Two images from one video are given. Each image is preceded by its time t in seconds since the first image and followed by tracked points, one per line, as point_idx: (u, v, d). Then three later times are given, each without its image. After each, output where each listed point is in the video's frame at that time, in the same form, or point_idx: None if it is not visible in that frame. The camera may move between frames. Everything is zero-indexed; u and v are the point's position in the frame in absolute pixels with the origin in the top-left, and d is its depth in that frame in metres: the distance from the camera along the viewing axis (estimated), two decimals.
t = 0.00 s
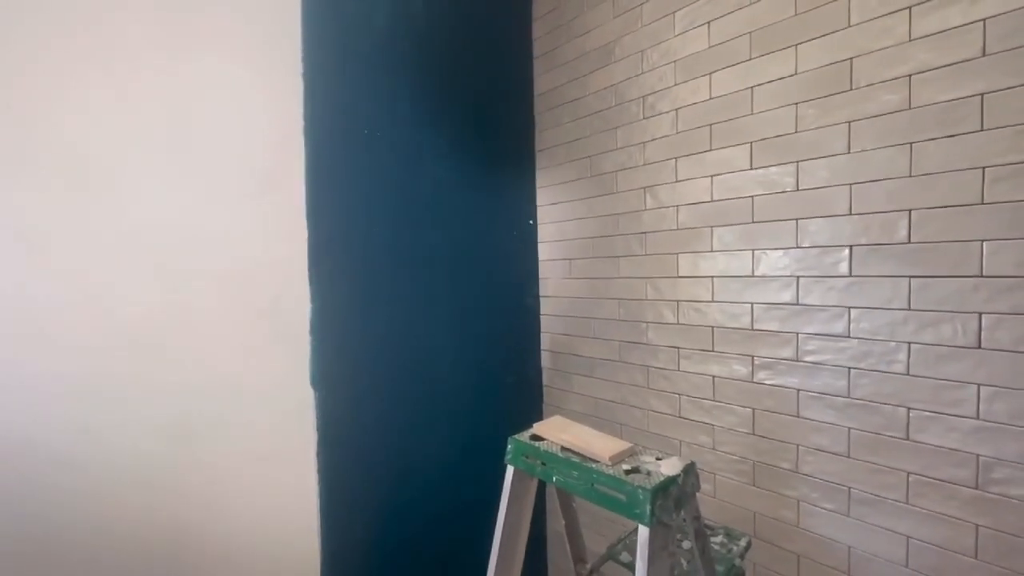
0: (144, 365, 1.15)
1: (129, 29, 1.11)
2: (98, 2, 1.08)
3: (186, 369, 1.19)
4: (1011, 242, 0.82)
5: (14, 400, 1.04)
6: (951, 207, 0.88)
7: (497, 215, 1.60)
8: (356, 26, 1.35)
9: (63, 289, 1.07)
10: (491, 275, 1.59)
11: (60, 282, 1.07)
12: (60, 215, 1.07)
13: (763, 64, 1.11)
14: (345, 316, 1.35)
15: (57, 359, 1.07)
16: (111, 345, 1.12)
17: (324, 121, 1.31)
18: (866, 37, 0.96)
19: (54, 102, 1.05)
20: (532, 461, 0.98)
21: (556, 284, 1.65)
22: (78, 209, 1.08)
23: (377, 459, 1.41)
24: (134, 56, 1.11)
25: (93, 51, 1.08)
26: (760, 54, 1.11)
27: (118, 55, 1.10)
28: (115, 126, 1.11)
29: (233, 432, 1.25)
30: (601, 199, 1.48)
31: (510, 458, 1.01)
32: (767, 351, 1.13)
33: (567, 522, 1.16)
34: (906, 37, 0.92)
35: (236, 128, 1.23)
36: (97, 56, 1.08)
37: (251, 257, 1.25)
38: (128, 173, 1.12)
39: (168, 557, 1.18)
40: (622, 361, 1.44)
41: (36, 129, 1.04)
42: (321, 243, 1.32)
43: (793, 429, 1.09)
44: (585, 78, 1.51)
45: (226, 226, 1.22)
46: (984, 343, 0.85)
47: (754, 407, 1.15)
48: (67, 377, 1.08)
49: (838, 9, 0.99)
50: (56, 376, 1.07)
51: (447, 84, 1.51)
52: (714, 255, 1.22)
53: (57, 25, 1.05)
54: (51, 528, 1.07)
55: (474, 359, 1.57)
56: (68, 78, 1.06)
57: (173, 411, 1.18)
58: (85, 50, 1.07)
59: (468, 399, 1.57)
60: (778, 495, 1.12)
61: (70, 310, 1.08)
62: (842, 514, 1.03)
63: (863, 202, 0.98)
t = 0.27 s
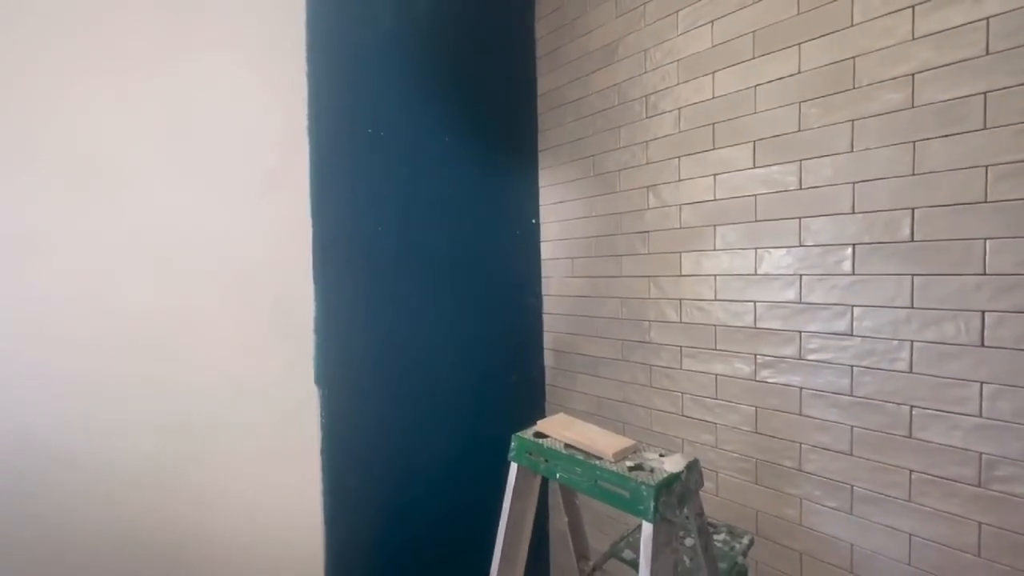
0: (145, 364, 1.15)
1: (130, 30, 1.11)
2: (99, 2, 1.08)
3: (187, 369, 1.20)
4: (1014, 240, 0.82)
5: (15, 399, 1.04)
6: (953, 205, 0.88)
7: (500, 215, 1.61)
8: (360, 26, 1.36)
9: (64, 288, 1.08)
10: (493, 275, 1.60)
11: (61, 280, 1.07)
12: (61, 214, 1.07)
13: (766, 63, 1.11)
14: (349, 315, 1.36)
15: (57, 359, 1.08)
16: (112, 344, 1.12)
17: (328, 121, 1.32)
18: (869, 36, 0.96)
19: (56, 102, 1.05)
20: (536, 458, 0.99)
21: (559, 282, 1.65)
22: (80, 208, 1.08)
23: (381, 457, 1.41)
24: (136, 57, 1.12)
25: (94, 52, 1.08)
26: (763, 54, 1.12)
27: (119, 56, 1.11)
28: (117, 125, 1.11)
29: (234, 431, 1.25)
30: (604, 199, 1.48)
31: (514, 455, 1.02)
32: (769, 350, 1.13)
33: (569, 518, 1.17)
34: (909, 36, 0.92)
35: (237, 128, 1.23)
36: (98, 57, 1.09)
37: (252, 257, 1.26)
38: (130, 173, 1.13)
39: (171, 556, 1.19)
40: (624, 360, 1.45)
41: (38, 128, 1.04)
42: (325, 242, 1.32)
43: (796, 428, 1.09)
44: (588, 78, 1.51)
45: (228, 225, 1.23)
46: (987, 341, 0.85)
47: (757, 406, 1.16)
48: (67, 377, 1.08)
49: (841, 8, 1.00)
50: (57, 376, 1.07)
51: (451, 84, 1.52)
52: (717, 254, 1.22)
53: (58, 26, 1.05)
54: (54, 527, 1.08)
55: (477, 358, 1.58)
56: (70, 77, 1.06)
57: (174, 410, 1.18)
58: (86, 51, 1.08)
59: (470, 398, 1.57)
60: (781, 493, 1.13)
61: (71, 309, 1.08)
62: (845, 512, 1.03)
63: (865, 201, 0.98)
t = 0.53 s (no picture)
0: (144, 364, 1.15)
1: (131, 30, 1.11)
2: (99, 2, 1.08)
3: (187, 369, 1.20)
4: (1015, 241, 0.82)
5: (14, 400, 1.04)
6: (954, 207, 0.88)
7: (501, 216, 1.61)
8: (361, 27, 1.36)
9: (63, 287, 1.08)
10: (494, 276, 1.60)
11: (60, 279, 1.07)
12: (61, 213, 1.07)
13: (767, 64, 1.11)
14: (349, 315, 1.36)
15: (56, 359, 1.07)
16: (111, 343, 1.12)
17: (328, 122, 1.32)
18: (870, 37, 0.96)
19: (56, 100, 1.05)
20: (537, 460, 0.99)
21: (560, 283, 1.65)
22: (80, 208, 1.08)
23: (381, 458, 1.41)
24: (136, 57, 1.12)
25: (95, 51, 1.08)
26: (763, 55, 1.12)
27: (119, 55, 1.10)
28: (117, 125, 1.11)
29: (233, 431, 1.25)
30: (604, 200, 1.49)
31: (515, 456, 1.02)
32: (770, 351, 1.13)
33: (570, 520, 1.17)
34: (910, 37, 0.92)
35: (237, 128, 1.23)
36: (99, 57, 1.09)
37: (252, 257, 1.26)
38: (131, 172, 1.13)
39: (170, 556, 1.19)
40: (624, 361, 1.45)
41: (38, 126, 1.04)
42: (325, 243, 1.32)
43: (797, 429, 1.09)
44: (589, 79, 1.52)
45: (228, 226, 1.23)
46: (988, 343, 0.85)
47: (758, 407, 1.16)
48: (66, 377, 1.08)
49: (842, 10, 1.00)
50: (56, 376, 1.07)
51: (452, 85, 1.52)
52: (718, 255, 1.22)
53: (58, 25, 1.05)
54: (54, 526, 1.08)
55: (477, 359, 1.58)
56: (71, 77, 1.06)
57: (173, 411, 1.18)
58: (86, 50, 1.08)
59: (471, 399, 1.57)
60: (782, 494, 1.13)
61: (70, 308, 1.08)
62: (845, 514, 1.03)
63: (866, 202, 0.98)
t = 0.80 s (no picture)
0: (143, 363, 1.15)
1: (131, 29, 1.11)
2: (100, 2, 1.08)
3: (187, 368, 1.20)
4: (1015, 241, 0.82)
5: (14, 399, 1.04)
6: (954, 207, 0.88)
7: (501, 216, 1.61)
8: (361, 27, 1.36)
9: (63, 286, 1.08)
10: (494, 276, 1.60)
11: (59, 278, 1.07)
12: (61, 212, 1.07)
13: (767, 64, 1.11)
14: (350, 315, 1.36)
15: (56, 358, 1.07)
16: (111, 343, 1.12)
17: (328, 122, 1.32)
18: (870, 37, 0.96)
19: (56, 99, 1.05)
20: (538, 460, 0.99)
21: (560, 284, 1.65)
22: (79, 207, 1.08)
23: (382, 458, 1.41)
24: (137, 56, 1.12)
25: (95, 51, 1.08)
26: (763, 55, 1.12)
27: (118, 54, 1.10)
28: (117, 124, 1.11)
29: (232, 431, 1.25)
30: (604, 200, 1.49)
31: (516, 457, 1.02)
32: (770, 352, 1.13)
33: (571, 520, 1.17)
34: (910, 37, 0.92)
35: (237, 128, 1.23)
36: (99, 56, 1.09)
37: (252, 257, 1.26)
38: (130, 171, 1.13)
39: (171, 555, 1.19)
40: (624, 361, 1.45)
41: (38, 126, 1.04)
42: (326, 243, 1.32)
43: (798, 430, 1.09)
44: (589, 79, 1.52)
45: (228, 225, 1.23)
46: (988, 343, 0.85)
47: (758, 407, 1.16)
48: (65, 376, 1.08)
49: (842, 10, 1.00)
50: (55, 375, 1.07)
51: (452, 85, 1.52)
52: (718, 255, 1.22)
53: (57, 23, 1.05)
54: (52, 526, 1.08)
55: (477, 359, 1.58)
56: (71, 76, 1.06)
57: (173, 410, 1.18)
58: (86, 50, 1.07)
59: (471, 399, 1.57)
60: (782, 494, 1.13)
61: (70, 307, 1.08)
62: (845, 514, 1.03)
63: (866, 202, 0.98)
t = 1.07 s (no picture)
0: (144, 364, 1.16)
1: (133, 32, 1.12)
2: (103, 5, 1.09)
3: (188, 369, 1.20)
4: (1014, 244, 0.83)
5: (15, 400, 1.04)
6: (953, 210, 0.88)
7: (502, 219, 1.62)
8: (363, 31, 1.37)
9: (65, 286, 1.08)
10: (495, 278, 1.60)
11: (61, 278, 1.08)
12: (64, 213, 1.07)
13: (767, 68, 1.12)
14: (351, 317, 1.37)
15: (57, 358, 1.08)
16: (112, 343, 1.12)
17: (331, 125, 1.33)
18: (869, 42, 0.97)
19: (60, 100, 1.06)
20: (539, 462, 0.99)
21: (561, 286, 1.66)
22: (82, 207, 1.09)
23: (383, 460, 1.42)
24: (139, 59, 1.13)
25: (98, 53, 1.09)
26: (763, 59, 1.13)
27: (121, 56, 1.11)
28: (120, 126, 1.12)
29: (233, 432, 1.25)
30: (605, 203, 1.49)
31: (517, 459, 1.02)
32: (771, 354, 1.14)
33: (572, 522, 1.17)
34: (908, 41, 0.92)
35: (239, 130, 1.24)
36: (102, 58, 1.09)
37: (253, 258, 1.27)
38: (133, 172, 1.13)
39: (172, 556, 1.19)
40: (625, 364, 1.45)
41: (41, 127, 1.05)
42: (328, 245, 1.33)
43: (799, 432, 1.10)
44: (590, 83, 1.52)
45: (230, 227, 1.24)
46: (987, 345, 0.86)
47: (759, 409, 1.16)
48: (67, 376, 1.08)
49: (841, 15, 1.00)
50: (56, 376, 1.08)
51: (453, 88, 1.53)
52: (719, 258, 1.23)
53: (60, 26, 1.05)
54: (52, 526, 1.08)
55: (478, 361, 1.58)
56: (74, 78, 1.07)
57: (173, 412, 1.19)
58: (88, 52, 1.08)
59: (472, 401, 1.57)
60: (783, 496, 1.13)
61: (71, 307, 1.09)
62: (846, 515, 1.03)
63: (866, 205, 0.99)
